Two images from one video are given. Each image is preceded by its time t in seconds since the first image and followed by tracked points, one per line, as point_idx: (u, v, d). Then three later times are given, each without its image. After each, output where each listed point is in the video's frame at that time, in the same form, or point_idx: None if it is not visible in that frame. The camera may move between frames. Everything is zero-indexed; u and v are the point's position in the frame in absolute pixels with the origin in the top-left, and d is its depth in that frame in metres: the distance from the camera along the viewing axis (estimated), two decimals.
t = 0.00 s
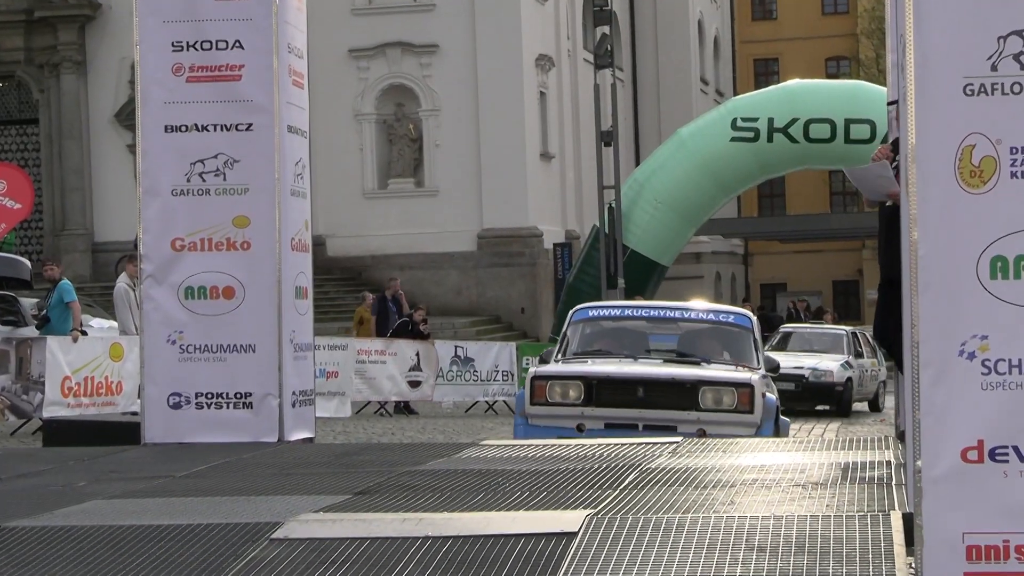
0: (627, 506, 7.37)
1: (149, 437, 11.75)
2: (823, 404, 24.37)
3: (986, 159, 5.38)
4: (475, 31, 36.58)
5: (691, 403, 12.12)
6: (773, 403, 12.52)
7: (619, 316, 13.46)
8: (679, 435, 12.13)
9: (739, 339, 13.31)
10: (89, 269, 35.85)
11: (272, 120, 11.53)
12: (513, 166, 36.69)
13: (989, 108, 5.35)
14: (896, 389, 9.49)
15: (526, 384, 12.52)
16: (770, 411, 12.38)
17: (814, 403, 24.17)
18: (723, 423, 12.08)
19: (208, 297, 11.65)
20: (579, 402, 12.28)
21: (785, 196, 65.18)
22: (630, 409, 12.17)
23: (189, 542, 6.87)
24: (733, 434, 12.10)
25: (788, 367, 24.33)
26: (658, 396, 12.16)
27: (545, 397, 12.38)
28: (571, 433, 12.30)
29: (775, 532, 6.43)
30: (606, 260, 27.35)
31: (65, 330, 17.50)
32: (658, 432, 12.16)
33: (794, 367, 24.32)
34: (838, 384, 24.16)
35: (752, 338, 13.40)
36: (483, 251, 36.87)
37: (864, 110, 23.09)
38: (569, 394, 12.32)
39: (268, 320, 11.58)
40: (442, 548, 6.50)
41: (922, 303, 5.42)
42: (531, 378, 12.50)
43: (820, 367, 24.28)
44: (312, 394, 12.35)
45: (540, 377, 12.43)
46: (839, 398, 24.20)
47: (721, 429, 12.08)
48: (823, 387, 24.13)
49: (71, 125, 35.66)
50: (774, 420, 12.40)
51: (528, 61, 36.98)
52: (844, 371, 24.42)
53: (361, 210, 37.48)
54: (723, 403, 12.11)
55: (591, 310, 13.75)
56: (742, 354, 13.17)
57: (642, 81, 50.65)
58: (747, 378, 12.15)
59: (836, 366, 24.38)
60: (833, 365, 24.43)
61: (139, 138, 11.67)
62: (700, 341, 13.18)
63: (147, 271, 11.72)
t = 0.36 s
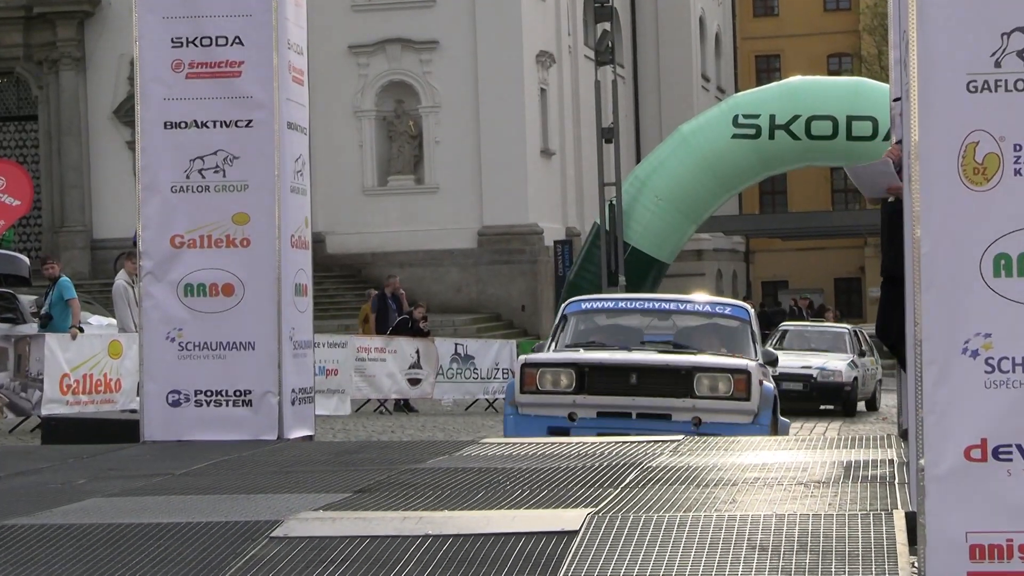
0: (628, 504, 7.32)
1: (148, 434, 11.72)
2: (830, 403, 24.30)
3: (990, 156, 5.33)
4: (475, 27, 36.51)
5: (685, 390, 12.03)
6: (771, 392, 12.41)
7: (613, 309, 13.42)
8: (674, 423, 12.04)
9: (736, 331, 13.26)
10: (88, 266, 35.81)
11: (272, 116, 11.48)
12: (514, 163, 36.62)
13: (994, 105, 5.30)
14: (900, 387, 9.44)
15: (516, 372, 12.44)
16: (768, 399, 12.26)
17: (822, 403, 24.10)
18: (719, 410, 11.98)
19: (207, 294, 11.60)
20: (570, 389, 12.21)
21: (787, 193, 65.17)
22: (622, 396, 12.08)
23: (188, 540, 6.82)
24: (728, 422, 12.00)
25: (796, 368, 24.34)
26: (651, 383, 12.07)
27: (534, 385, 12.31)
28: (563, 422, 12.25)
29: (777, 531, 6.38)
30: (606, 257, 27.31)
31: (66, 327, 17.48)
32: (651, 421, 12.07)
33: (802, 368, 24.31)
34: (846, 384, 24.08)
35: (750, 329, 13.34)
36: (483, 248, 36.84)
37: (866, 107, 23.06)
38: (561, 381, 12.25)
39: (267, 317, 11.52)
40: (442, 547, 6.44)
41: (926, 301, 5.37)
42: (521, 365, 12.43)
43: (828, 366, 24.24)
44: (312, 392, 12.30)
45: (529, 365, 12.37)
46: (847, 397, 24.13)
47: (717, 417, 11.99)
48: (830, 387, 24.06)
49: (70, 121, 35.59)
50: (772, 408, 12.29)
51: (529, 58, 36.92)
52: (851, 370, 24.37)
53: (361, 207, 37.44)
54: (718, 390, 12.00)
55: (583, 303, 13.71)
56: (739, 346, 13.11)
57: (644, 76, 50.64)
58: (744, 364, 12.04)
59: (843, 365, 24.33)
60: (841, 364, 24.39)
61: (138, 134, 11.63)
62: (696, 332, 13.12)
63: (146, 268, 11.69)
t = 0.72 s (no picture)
0: (632, 504, 7.26)
1: (150, 435, 11.68)
2: (837, 403, 24.22)
3: (995, 153, 5.29)
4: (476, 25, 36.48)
5: (680, 377, 11.93)
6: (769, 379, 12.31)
7: (608, 301, 13.35)
8: (670, 412, 11.94)
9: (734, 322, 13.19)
10: (89, 266, 35.75)
11: (273, 115, 11.44)
12: (517, 161, 36.58)
13: (998, 103, 5.26)
14: (904, 385, 9.39)
15: (506, 360, 12.31)
16: (767, 386, 12.15)
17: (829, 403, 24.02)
18: (715, 397, 11.89)
19: (209, 294, 11.56)
20: (562, 377, 12.10)
21: (791, 191, 65.11)
22: (616, 383, 11.99)
23: (191, 542, 6.76)
24: (726, 410, 11.92)
25: (802, 367, 24.25)
26: (645, 370, 11.98)
27: (525, 373, 12.18)
28: (555, 411, 12.14)
29: (782, 531, 6.32)
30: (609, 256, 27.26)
31: (66, 329, 17.44)
32: (646, 409, 11.98)
33: (808, 368, 24.24)
34: (852, 384, 23.99)
35: (748, 321, 13.29)
36: (486, 248, 36.77)
37: (870, 103, 22.98)
38: (552, 369, 12.13)
39: (269, 318, 11.48)
40: (445, 547, 6.40)
41: (931, 299, 5.32)
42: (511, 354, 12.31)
43: (834, 366, 24.18)
44: (314, 392, 12.26)
45: (520, 353, 12.25)
46: (853, 397, 24.04)
47: (714, 405, 11.90)
48: (837, 386, 23.99)
49: (70, 121, 35.55)
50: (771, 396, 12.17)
51: (531, 56, 36.88)
52: (857, 369, 24.32)
53: (363, 207, 37.42)
54: (715, 376, 11.91)
55: (578, 295, 13.65)
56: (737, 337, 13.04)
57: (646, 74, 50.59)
58: (740, 351, 11.95)
59: (850, 365, 24.26)
60: (847, 363, 24.33)
61: (139, 134, 11.58)
62: (693, 324, 13.05)
63: (147, 268, 11.64)
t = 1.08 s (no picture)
0: (637, 505, 7.21)
1: (153, 437, 11.63)
2: (843, 403, 24.15)
3: (1001, 152, 5.22)
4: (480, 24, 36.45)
5: (677, 368, 11.30)
6: (768, 368, 11.68)
7: (602, 289, 12.86)
8: (665, 404, 11.33)
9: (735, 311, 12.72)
10: (91, 267, 35.71)
11: (277, 116, 11.41)
12: (521, 161, 36.54)
13: (1005, 101, 5.19)
14: (911, 385, 9.33)
15: (493, 351, 11.67)
16: (766, 375, 11.53)
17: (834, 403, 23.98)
18: (714, 388, 11.27)
19: (212, 295, 11.51)
20: (553, 369, 11.45)
21: (796, 191, 65.08)
22: (609, 375, 11.36)
23: (193, 544, 6.70)
24: (725, 402, 11.31)
25: (808, 368, 24.20)
26: (639, 361, 11.34)
27: (514, 365, 11.55)
28: (545, 405, 11.52)
29: (789, 532, 6.26)
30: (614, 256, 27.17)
31: (68, 330, 17.39)
32: (641, 403, 11.37)
33: (814, 368, 24.19)
34: (858, 384, 23.94)
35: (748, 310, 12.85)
36: (490, 248, 36.71)
37: (875, 103, 22.97)
38: (542, 360, 11.49)
39: (272, 318, 11.43)
40: (450, 548, 6.34)
41: (937, 299, 5.25)
42: (499, 344, 11.65)
43: (840, 366, 24.11)
44: (317, 394, 12.21)
45: (508, 343, 11.60)
46: (859, 397, 23.99)
47: (712, 397, 11.30)
48: (842, 387, 23.93)
49: (72, 121, 35.50)
50: (771, 385, 11.56)
51: (534, 55, 36.84)
52: (863, 369, 24.26)
53: (367, 207, 37.36)
54: (713, 367, 11.28)
55: (571, 282, 13.16)
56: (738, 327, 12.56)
57: (650, 74, 50.55)
58: (740, 340, 11.29)
59: (856, 364, 24.19)
60: (852, 363, 24.27)
61: (140, 134, 11.54)
62: (692, 314, 12.57)
63: (149, 269, 11.59)
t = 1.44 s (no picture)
0: (640, 510, 7.17)
1: (155, 442, 11.61)
2: (847, 407, 24.12)
3: (1005, 154, 5.19)
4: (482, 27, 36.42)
5: (670, 360, 11.13)
6: (765, 359, 11.49)
7: (594, 281, 12.65)
8: (658, 397, 11.16)
9: (731, 302, 12.51)
10: (93, 272, 35.69)
11: (279, 119, 11.38)
12: (524, 164, 36.50)
13: (1009, 103, 5.16)
14: (916, 388, 9.30)
15: (480, 344, 11.53)
16: (763, 367, 11.35)
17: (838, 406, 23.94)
18: (707, 380, 11.09)
19: (215, 300, 11.48)
20: (541, 361, 11.31)
21: (799, 194, 65.02)
22: (599, 367, 11.20)
23: (196, 550, 6.67)
24: (720, 394, 11.11)
25: (811, 371, 24.19)
26: (630, 353, 11.18)
27: (502, 359, 11.40)
28: (534, 399, 11.36)
29: (794, 535, 6.24)
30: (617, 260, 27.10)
31: (70, 334, 17.37)
32: (633, 395, 11.21)
33: (818, 371, 24.17)
34: (862, 387, 23.88)
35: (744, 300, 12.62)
36: (492, 252, 36.64)
37: (879, 105, 22.86)
38: (530, 353, 11.35)
39: (275, 321, 11.40)
40: (452, 553, 6.31)
41: (941, 301, 5.21)
42: (487, 337, 11.53)
43: (844, 369, 24.09)
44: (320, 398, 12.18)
45: (495, 336, 11.46)
46: (863, 400, 23.94)
47: (706, 389, 11.11)
48: (846, 390, 23.90)
49: (74, 125, 35.48)
50: (767, 377, 11.37)
51: (536, 58, 36.79)
52: (867, 372, 24.21)
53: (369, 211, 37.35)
54: (707, 358, 11.10)
55: (562, 275, 12.94)
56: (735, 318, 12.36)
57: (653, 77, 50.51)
58: (734, 329, 11.10)
59: (860, 368, 24.16)
60: (856, 367, 24.22)
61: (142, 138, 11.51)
62: (688, 304, 12.35)
63: (152, 274, 11.56)
